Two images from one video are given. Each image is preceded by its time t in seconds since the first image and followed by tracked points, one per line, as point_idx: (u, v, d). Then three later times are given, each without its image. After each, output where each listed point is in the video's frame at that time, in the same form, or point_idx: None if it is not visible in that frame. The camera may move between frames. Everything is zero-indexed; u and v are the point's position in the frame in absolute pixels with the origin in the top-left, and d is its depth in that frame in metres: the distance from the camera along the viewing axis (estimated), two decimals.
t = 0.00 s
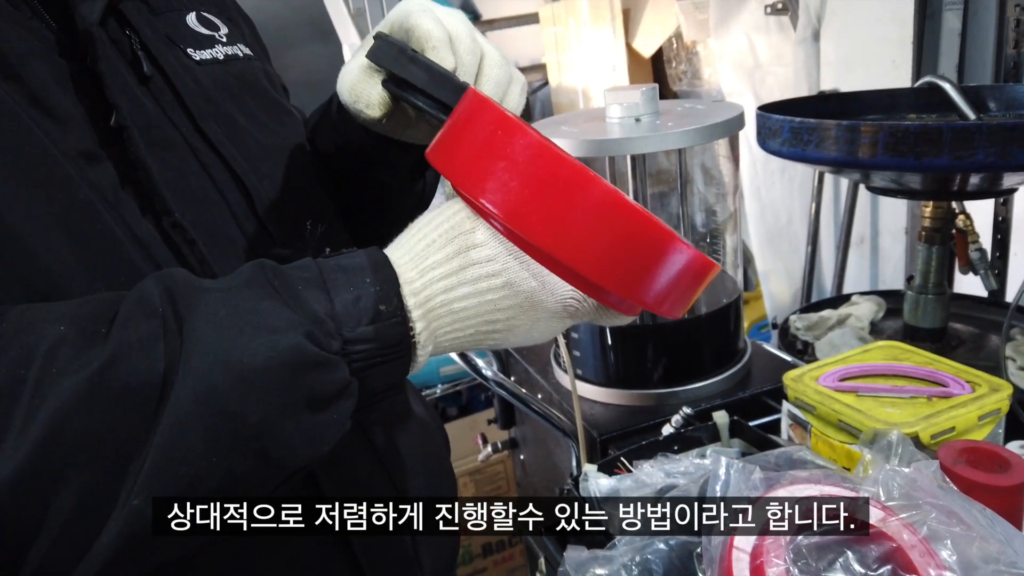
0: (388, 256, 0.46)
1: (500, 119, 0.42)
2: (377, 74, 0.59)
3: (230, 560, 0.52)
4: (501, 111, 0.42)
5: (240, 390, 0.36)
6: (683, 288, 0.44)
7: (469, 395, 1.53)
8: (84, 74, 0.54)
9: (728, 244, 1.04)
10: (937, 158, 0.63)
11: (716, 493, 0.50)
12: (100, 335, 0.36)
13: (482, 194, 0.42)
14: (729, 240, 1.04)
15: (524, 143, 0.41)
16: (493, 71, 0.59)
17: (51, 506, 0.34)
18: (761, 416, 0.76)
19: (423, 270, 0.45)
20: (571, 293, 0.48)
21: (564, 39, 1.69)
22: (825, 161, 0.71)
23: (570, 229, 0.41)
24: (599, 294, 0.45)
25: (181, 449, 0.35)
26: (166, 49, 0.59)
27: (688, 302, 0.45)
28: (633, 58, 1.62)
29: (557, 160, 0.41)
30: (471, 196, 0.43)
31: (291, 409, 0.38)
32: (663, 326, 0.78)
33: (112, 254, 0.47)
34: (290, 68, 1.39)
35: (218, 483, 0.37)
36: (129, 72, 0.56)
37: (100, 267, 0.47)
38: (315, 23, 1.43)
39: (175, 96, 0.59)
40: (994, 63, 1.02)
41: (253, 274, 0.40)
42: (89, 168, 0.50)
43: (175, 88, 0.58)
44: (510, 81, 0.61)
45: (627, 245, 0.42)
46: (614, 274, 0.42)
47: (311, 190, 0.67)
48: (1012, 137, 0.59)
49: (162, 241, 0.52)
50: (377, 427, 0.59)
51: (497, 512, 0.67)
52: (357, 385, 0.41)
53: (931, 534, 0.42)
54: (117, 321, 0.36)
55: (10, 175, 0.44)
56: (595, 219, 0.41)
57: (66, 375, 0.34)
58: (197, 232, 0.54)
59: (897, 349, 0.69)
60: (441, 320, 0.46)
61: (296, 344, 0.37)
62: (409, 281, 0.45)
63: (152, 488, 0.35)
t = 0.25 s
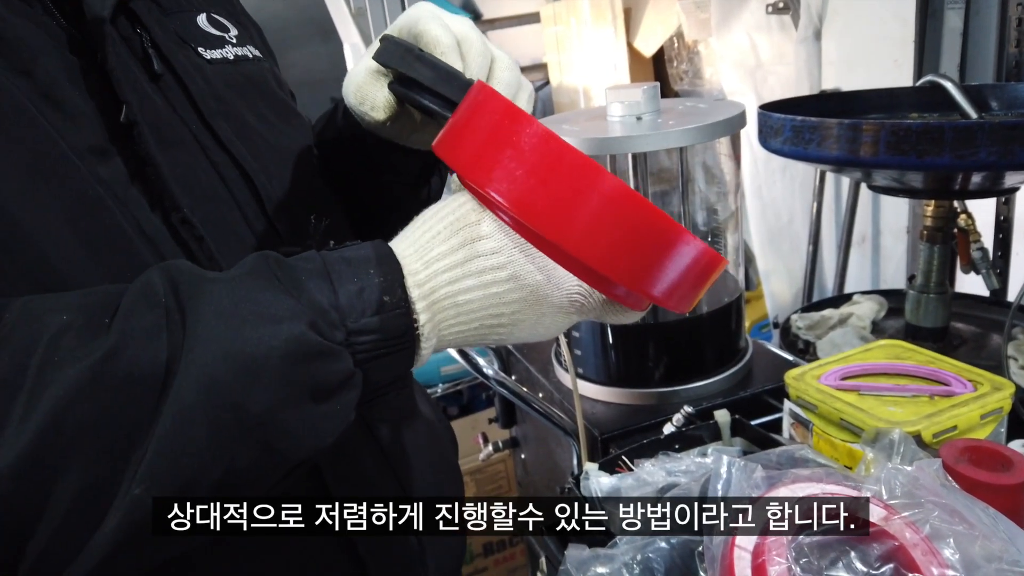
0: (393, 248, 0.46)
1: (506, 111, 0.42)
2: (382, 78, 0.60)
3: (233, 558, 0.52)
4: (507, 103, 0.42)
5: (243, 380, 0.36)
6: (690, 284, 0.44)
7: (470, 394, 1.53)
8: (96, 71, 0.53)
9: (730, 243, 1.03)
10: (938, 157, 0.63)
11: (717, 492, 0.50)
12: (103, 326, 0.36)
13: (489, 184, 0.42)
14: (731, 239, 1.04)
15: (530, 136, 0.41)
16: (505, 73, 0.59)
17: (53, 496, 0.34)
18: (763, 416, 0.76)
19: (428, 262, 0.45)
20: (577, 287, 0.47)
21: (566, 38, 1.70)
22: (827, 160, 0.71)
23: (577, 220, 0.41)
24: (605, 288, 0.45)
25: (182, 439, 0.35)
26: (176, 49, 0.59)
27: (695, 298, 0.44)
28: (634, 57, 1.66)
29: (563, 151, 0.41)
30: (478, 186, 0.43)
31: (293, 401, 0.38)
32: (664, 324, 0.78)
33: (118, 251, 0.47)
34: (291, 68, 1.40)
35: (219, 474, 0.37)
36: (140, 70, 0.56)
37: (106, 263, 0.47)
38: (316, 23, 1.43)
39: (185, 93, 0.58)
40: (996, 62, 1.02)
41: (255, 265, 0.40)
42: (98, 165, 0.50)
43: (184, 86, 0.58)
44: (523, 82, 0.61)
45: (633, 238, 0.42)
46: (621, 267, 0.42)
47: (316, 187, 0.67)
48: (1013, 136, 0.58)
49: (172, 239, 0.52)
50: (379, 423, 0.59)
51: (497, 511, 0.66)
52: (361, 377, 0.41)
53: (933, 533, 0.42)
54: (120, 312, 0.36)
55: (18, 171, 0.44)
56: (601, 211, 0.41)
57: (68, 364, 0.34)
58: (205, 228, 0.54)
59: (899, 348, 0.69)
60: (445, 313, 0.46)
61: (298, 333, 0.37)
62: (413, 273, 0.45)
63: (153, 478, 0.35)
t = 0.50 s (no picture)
0: (409, 253, 0.46)
1: (525, 119, 0.42)
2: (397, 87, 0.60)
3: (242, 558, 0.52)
4: (527, 112, 0.42)
5: (268, 380, 0.36)
6: (703, 294, 0.44)
7: (472, 394, 1.53)
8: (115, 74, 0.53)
9: (732, 244, 1.04)
10: (941, 158, 0.63)
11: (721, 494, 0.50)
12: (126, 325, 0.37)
13: (508, 191, 0.42)
14: (733, 241, 1.04)
15: (550, 143, 0.42)
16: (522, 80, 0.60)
17: (75, 494, 0.34)
18: (766, 416, 0.76)
19: (444, 267, 0.46)
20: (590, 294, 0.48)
21: (567, 39, 1.70)
22: (830, 161, 0.71)
23: (597, 228, 0.41)
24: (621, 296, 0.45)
25: (202, 439, 0.35)
26: (192, 51, 0.59)
27: (709, 306, 0.45)
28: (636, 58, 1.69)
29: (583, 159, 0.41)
30: (497, 193, 0.43)
31: (311, 402, 0.38)
32: (668, 326, 0.78)
33: (131, 252, 0.48)
34: (294, 68, 1.40)
35: (236, 475, 0.37)
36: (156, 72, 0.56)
37: (120, 264, 0.47)
38: (319, 24, 1.43)
39: (201, 96, 0.59)
40: (998, 63, 1.02)
41: (276, 267, 0.40)
42: (117, 165, 0.50)
43: (200, 88, 0.58)
44: (539, 90, 0.61)
45: (650, 247, 0.42)
46: (639, 275, 0.42)
47: (325, 188, 0.67)
48: (1015, 137, 0.59)
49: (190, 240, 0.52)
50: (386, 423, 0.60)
51: (496, 511, 0.67)
52: (378, 378, 0.41)
53: (937, 534, 0.42)
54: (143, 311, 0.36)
55: (36, 171, 0.45)
56: (620, 218, 0.41)
57: (93, 360, 0.34)
58: (222, 227, 0.55)
59: (902, 349, 0.70)
60: (460, 319, 0.46)
61: (319, 333, 0.38)
62: (429, 278, 0.45)
63: (174, 477, 0.35)
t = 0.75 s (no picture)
0: (423, 249, 0.46)
1: (539, 115, 0.42)
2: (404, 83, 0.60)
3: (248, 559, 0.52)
4: (541, 108, 0.42)
5: (287, 373, 0.36)
6: (716, 289, 0.45)
7: (473, 394, 1.53)
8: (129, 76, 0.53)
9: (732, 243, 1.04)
10: (943, 158, 0.63)
11: (722, 493, 0.50)
12: (143, 322, 0.36)
13: (525, 187, 0.42)
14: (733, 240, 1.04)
15: (565, 139, 0.42)
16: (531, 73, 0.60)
17: (95, 494, 0.33)
18: (767, 416, 0.76)
19: (458, 263, 0.46)
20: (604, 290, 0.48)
21: (568, 39, 1.70)
22: (831, 160, 0.71)
23: (611, 223, 0.41)
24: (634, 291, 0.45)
25: (222, 433, 0.35)
26: (203, 54, 0.60)
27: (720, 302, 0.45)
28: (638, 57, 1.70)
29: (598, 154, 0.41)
30: (513, 189, 0.43)
31: (328, 398, 0.38)
32: (669, 325, 0.78)
33: (140, 251, 0.47)
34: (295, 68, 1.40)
35: (253, 471, 0.37)
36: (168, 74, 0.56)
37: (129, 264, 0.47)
38: (320, 23, 1.43)
39: (212, 98, 0.59)
40: (1000, 63, 1.02)
41: (290, 263, 0.40)
42: (130, 165, 0.50)
43: (210, 91, 0.59)
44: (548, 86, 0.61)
45: (668, 243, 0.42)
46: (653, 270, 0.42)
47: (330, 189, 0.67)
48: (1018, 137, 0.58)
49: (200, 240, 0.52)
50: (390, 424, 0.60)
51: (497, 512, 0.67)
52: (394, 373, 0.41)
53: (939, 533, 0.42)
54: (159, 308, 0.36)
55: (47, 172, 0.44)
56: (635, 213, 0.41)
57: (114, 355, 0.34)
58: (232, 227, 0.55)
59: (903, 349, 0.69)
60: (474, 314, 0.46)
61: (336, 329, 0.38)
62: (444, 273, 0.45)
63: (194, 471, 0.34)
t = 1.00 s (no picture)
0: (419, 218, 0.46)
1: (534, 75, 0.42)
2: (396, 65, 0.62)
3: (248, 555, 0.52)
4: (535, 68, 0.42)
5: (284, 340, 0.36)
6: (713, 248, 0.45)
7: (474, 393, 1.53)
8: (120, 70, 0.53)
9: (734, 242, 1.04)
10: (943, 157, 0.63)
11: (723, 492, 0.50)
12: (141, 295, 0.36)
13: (520, 149, 0.42)
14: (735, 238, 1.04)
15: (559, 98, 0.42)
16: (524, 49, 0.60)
17: (96, 464, 0.33)
18: (767, 414, 0.76)
19: (455, 230, 0.45)
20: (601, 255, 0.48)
21: (569, 38, 1.71)
22: (831, 159, 0.71)
23: (607, 180, 0.41)
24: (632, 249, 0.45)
25: (223, 399, 0.35)
26: (193, 48, 0.60)
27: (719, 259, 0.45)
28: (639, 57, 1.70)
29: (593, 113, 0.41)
30: (508, 152, 0.43)
31: (328, 365, 0.38)
32: (669, 324, 0.78)
33: (138, 245, 0.47)
34: (297, 67, 1.41)
35: (255, 438, 0.37)
36: (160, 69, 0.57)
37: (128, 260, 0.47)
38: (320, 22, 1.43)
39: (203, 92, 0.59)
40: (1000, 62, 1.03)
41: (288, 233, 0.40)
42: (125, 161, 0.50)
43: (203, 87, 0.59)
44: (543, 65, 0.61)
45: (663, 199, 0.42)
46: (650, 226, 0.42)
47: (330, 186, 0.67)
48: (1018, 135, 0.58)
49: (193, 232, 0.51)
50: (390, 422, 0.60)
51: (496, 512, 0.68)
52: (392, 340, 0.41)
53: (939, 530, 0.42)
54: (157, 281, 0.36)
55: (43, 167, 0.44)
56: (631, 169, 0.41)
57: (111, 326, 0.34)
58: (226, 221, 0.54)
59: (904, 347, 0.69)
60: (472, 281, 0.46)
61: (334, 296, 0.38)
62: (441, 240, 0.45)
63: (196, 438, 0.35)
